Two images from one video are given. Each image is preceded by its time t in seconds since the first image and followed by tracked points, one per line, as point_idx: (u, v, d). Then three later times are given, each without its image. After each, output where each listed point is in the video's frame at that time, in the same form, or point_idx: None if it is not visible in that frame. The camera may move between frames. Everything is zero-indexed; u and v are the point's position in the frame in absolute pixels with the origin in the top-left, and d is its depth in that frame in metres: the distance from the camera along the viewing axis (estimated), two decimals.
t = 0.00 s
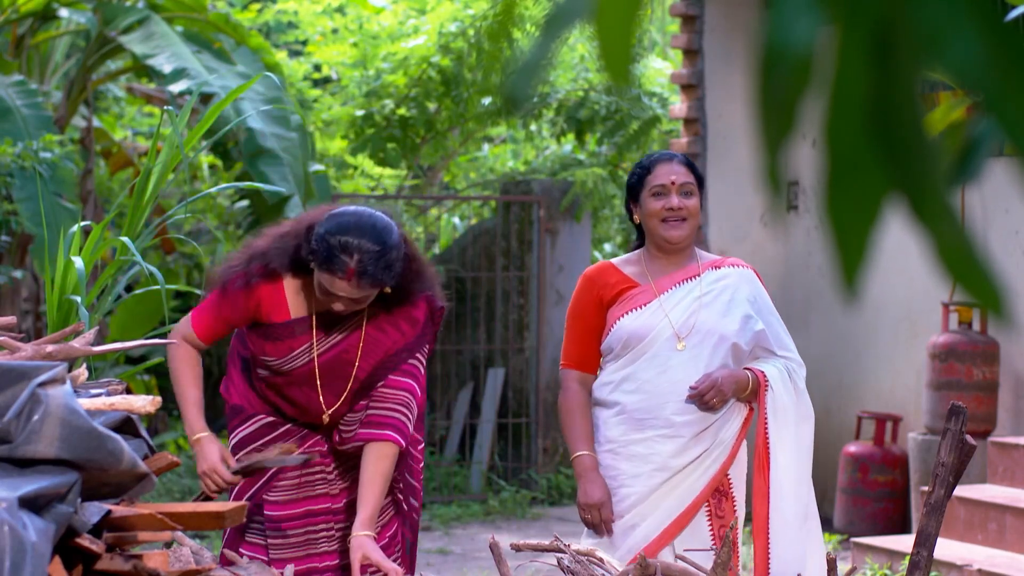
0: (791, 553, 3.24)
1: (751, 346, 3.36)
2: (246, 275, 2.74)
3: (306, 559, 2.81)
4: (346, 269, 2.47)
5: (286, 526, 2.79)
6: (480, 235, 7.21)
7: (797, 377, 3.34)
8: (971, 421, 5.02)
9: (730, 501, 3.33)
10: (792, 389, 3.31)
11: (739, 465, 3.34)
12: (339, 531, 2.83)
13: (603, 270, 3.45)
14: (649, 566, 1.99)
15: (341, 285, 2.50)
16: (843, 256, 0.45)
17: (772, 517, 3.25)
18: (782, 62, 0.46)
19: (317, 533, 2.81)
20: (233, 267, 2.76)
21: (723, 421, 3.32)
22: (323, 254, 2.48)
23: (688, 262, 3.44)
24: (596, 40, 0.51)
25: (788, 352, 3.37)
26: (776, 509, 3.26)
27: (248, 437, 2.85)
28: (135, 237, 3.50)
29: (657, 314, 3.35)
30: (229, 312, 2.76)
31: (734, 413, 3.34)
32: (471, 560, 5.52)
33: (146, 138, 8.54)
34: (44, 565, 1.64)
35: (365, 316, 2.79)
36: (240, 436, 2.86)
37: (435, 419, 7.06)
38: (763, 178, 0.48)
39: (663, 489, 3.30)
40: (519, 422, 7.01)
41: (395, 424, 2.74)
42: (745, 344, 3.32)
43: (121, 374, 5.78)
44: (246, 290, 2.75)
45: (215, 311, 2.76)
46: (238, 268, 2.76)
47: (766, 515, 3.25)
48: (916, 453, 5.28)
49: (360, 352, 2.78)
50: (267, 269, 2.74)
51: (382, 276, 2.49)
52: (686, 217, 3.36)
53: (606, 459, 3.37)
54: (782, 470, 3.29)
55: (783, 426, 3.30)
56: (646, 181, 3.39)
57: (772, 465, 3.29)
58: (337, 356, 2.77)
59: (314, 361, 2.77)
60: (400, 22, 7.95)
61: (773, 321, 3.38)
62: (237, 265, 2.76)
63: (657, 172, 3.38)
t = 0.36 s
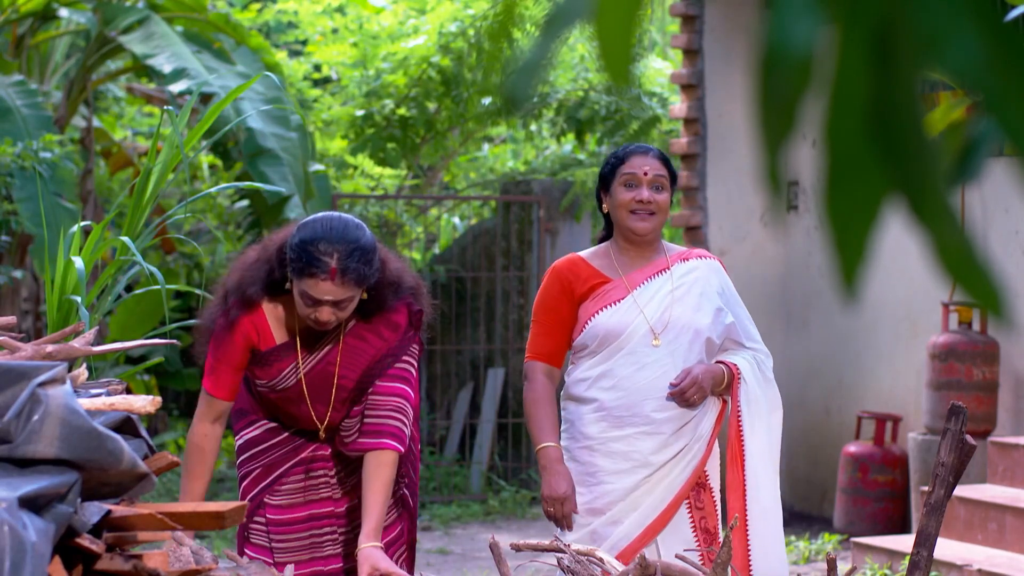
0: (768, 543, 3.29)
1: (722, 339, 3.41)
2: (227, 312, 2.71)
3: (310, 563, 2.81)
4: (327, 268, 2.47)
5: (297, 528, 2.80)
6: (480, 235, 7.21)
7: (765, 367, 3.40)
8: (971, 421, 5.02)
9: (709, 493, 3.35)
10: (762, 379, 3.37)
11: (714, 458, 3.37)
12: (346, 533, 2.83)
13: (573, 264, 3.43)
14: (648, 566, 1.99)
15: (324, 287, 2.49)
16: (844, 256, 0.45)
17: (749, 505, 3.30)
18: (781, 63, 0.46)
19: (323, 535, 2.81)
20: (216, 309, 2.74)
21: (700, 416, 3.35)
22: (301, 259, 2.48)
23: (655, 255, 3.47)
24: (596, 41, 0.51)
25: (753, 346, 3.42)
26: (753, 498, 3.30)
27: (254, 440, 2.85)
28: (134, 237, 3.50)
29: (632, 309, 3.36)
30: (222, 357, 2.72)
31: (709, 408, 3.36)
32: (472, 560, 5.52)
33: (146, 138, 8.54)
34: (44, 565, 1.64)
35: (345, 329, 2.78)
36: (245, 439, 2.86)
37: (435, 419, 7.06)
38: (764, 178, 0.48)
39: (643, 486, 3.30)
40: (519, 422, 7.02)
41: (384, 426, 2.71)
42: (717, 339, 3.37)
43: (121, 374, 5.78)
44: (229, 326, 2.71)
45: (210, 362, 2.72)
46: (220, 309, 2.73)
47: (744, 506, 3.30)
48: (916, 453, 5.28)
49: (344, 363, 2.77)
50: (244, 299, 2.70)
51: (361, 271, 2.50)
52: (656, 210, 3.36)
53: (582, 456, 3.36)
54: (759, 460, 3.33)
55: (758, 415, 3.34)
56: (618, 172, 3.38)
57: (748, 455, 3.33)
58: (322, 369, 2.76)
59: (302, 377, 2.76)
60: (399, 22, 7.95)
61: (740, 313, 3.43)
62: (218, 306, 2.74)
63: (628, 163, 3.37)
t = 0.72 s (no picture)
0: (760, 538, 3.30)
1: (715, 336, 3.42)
2: (238, 308, 2.68)
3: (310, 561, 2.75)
4: (344, 252, 2.47)
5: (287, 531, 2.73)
6: (480, 235, 7.22)
7: (757, 364, 3.40)
8: (971, 421, 5.02)
9: (706, 491, 3.35)
10: (754, 377, 3.38)
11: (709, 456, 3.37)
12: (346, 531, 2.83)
13: (566, 264, 3.42)
14: (649, 566, 1.99)
15: (341, 272, 2.49)
16: (843, 256, 0.45)
17: (742, 500, 3.32)
18: (781, 63, 0.46)
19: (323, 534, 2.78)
20: (220, 304, 2.71)
21: (696, 416, 3.36)
22: (316, 245, 2.48)
23: (645, 254, 3.45)
24: (596, 41, 0.51)
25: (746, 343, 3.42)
26: (746, 492, 3.32)
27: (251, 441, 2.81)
28: (134, 236, 3.49)
29: (626, 309, 3.35)
30: (236, 352, 2.68)
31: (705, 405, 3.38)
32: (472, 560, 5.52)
33: (146, 138, 8.54)
34: (44, 565, 1.64)
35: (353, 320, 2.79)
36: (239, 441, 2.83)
37: (435, 419, 7.07)
38: (763, 178, 0.48)
39: (642, 486, 3.31)
40: (519, 422, 7.02)
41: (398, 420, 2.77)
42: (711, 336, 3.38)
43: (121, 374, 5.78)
44: (241, 322, 2.68)
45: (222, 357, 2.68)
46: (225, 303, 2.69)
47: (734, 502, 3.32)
48: (916, 453, 5.27)
49: (352, 354, 2.78)
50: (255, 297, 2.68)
51: (377, 252, 2.51)
52: (644, 209, 3.34)
53: (579, 457, 3.36)
54: (752, 456, 3.34)
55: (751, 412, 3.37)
56: (603, 175, 3.36)
57: (741, 452, 3.34)
58: (330, 361, 2.77)
59: (310, 368, 2.76)
60: (400, 22, 7.95)
61: (733, 310, 3.44)
62: (223, 302, 2.70)
63: (613, 165, 3.35)
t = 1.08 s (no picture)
0: (757, 538, 3.31)
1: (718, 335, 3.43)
2: (263, 333, 2.62)
3: (319, 562, 2.80)
4: (357, 260, 2.47)
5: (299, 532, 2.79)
6: (480, 235, 7.22)
7: (757, 362, 3.42)
8: (971, 421, 5.02)
9: (708, 490, 3.35)
10: (754, 375, 3.39)
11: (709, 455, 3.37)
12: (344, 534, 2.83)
13: (569, 263, 3.40)
14: (649, 566, 1.99)
15: (355, 280, 2.48)
16: (843, 256, 0.45)
17: (737, 500, 3.31)
18: (782, 62, 0.46)
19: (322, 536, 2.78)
20: (241, 331, 2.63)
21: (700, 416, 3.35)
22: (328, 256, 2.48)
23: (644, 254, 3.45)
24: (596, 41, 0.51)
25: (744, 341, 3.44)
26: (743, 492, 3.32)
27: (251, 444, 2.82)
28: (134, 237, 3.49)
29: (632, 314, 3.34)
30: (268, 376, 2.62)
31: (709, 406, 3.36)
32: (472, 560, 5.52)
33: (146, 138, 8.54)
34: (44, 565, 1.64)
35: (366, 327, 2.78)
36: (233, 445, 2.82)
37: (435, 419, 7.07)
38: (763, 177, 0.48)
39: (647, 487, 3.31)
40: (519, 422, 7.02)
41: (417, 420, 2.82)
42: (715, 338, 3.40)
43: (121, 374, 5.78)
44: (268, 347, 2.63)
45: (256, 385, 2.62)
46: (246, 330, 2.62)
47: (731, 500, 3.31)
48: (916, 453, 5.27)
49: (367, 361, 2.77)
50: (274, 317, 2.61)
51: (389, 259, 2.51)
52: (645, 209, 3.34)
53: (584, 458, 3.36)
54: (750, 455, 3.34)
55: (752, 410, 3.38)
56: (603, 176, 3.36)
57: (738, 451, 3.34)
58: (348, 370, 2.75)
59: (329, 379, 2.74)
60: (399, 22, 7.96)
61: (734, 309, 3.45)
62: (243, 329, 2.62)
63: (614, 166, 3.35)
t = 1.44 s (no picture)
0: (759, 538, 3.29)
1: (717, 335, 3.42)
2: (258, 329, 2.62)
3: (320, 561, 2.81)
4: (356, 255, 2.47)
5: (298, 529, 2.79)
6: (480, 235, 7.22)
7: (757, 364, 3.41)
8: (971, 421, 5.02)
9: (708, 491, 3.35)
10: (754, 376, 3.38)
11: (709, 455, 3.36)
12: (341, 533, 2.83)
13: (569, 264, 3.42)
14: (649, 566, 1.99)
15: (355, 275, 2.48)
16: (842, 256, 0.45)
17: (740, 500, 3.31)
18: (779, 60, 0.46)
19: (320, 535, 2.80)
20: (236, 327, 2.62)
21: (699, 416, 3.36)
22: (327, 251, 2.48)
23: (645, 254, 3.46)
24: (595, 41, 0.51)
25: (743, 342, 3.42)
26: (744, 493, 3.31)
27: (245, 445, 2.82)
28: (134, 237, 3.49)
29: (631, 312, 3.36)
30: (258, 374, 2.62)
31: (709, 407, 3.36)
32: (472, 560, 5.52)
33: (146, 138, 8.54)
34: (44, 566, 1.64)
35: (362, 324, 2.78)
36: (230, 445, 2.82)
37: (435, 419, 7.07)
38: (762, 176, 0.48)
39: (648, 487, 3.31)
40: (519, 422, 7.02)
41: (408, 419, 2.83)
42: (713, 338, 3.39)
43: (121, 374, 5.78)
44: (264, 342, 2.63)
45: (245, 382, 2.62)
46: (241, 325, 2.62)
47: (734, 501, 3.31)
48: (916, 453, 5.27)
49: (361, 358, 2.78)
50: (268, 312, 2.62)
51: (387, 253, 2.51)
52: (645, 211, 3.34)
53: (584, 459, 3.37)
54: (751, 456, 3.34)
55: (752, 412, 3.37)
56: (602, 179, 3.34)
57: (741, 452, 3.34)
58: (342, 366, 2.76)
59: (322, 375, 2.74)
60: (400, 22, 7.96)
61: (733, 310, 3.44)
62: (238, 324, 2.62)
63: (610, 170, 3.33)
